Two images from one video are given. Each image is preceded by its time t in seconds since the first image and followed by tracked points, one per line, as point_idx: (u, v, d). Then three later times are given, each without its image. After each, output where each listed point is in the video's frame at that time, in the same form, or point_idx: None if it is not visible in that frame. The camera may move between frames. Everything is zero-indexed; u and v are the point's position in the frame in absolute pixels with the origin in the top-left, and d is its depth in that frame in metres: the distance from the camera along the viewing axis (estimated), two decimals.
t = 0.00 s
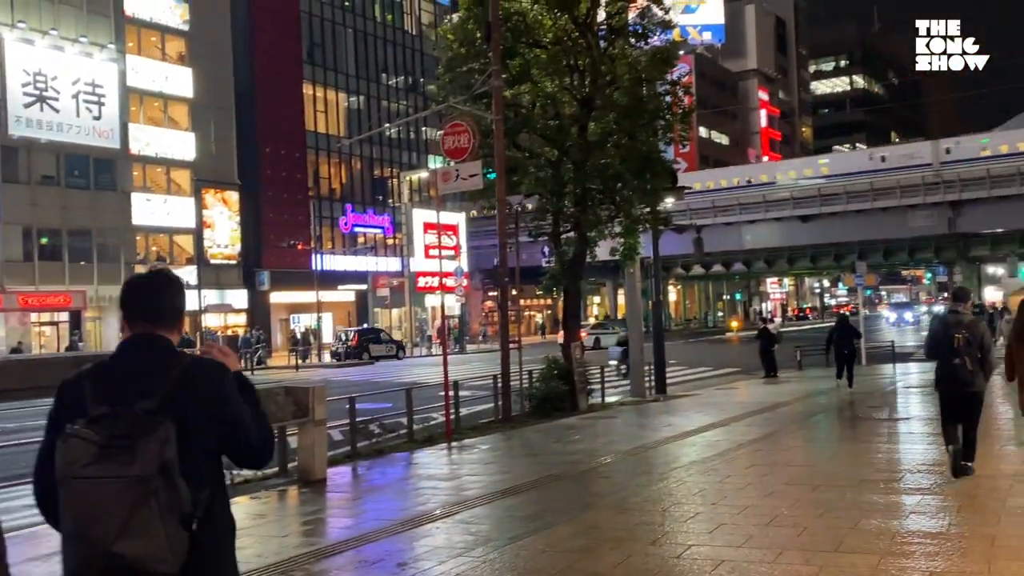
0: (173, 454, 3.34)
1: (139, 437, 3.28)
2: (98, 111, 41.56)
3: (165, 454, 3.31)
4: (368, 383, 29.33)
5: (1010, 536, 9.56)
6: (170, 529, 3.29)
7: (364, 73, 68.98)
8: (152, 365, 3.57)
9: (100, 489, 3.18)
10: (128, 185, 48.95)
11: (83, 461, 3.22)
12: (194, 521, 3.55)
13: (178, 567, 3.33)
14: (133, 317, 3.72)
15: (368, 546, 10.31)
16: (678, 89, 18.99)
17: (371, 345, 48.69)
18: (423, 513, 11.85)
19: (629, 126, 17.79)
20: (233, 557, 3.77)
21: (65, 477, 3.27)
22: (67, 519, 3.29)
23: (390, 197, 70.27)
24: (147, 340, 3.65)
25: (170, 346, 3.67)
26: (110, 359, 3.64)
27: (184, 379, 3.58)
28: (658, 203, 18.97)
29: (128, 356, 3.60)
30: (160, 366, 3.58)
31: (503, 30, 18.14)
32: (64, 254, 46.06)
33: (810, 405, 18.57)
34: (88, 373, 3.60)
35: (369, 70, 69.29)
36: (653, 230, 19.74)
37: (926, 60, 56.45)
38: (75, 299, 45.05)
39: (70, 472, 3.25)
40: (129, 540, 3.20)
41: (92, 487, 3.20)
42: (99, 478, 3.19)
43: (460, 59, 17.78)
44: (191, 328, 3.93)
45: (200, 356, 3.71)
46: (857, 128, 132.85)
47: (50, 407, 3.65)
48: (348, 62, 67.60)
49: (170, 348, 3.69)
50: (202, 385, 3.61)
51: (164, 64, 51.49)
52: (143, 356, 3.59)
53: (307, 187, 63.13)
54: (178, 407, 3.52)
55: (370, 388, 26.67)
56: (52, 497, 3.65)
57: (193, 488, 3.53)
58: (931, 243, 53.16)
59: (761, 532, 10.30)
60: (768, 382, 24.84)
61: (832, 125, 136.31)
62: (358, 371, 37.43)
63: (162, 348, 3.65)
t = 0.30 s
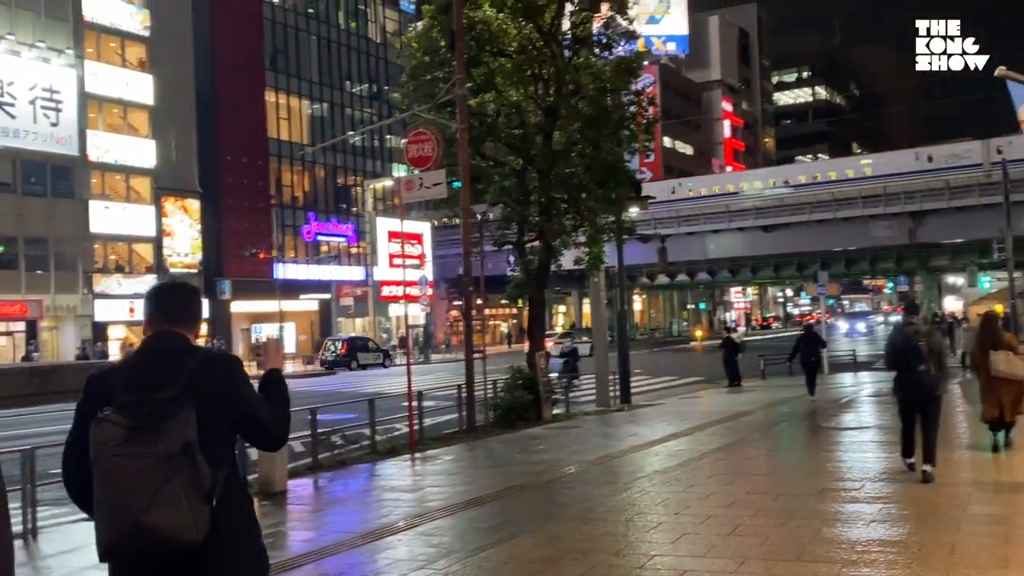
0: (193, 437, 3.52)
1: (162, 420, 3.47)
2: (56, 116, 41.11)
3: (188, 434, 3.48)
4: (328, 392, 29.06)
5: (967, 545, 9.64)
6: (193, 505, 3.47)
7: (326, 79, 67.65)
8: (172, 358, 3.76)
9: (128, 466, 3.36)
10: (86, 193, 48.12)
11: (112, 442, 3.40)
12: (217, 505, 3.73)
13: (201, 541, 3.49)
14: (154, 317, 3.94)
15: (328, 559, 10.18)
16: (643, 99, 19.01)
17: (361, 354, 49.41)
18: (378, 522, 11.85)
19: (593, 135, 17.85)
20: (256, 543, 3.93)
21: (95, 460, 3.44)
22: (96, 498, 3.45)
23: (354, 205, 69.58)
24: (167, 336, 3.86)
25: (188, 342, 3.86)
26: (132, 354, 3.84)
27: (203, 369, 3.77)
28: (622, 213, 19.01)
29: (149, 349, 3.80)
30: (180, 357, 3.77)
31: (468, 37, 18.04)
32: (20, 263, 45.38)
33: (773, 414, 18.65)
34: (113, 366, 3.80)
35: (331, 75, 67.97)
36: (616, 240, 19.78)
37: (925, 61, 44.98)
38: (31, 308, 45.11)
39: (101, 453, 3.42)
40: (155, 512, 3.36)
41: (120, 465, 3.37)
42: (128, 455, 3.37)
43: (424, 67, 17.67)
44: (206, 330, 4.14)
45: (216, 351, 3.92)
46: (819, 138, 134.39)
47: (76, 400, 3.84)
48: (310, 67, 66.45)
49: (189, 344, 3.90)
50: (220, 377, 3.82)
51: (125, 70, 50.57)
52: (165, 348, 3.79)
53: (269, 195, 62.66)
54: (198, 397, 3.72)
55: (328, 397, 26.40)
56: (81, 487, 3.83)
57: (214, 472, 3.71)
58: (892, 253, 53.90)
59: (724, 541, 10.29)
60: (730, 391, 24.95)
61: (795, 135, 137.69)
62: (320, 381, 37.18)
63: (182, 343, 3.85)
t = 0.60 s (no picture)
0: (213, 447, 3.95)
1: (187, 433, 3.90)
2: (12, 121, 41.47)
3: (210, 445, 3.91)
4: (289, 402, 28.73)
5: (928, 551, 9.69)
6: (214, 511, 3.91)
7: (291, 83, 67.41)
8: (194, 375, 4.20)
9: (159, 474, 3.79)
10: (43, 198, 47.49)
11: (141, 452, 3.83)
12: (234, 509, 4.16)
13: (220, 540, 3.92)
14: (175, 336, 4.36)
15: (290, 570, 10.02)
16: (608, 108, 19.06)
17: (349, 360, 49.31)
18: (341, 533, 11.73)
19: (558, 143, 17.80)
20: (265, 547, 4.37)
21: (126, 467, 3.87)
22: (127, 502, 3.88)
23: (317, 212, 69.11)
24: (188, 354, 4.31)
25: (203, 360, 4.30)
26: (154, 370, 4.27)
27: (221, 385, 4.22)
28: (588, 220, 19.00)
29: (173, 364, 4.23)
30: (198, 375, 4.21)
31: (432, 45, 18.05)
32: None
33: (737, 421, 18.68)
34: (138, 380, 4.22)
35: (296, 80, 67.66)
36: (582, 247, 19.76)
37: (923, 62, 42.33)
38: None
39: (132, 460, 3.85)
40: (182, 515, 3.80)
41: (148, 475, 3.80)
42: (157, 464, 3.80)
43: (388, 73, 17.61)
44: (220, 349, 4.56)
45: (232, 369, 4.36)
46: (783, 146, 135.66)
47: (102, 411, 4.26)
48: (273, 71, 65.98)
49: (207, 361, 4.34)
50: (238, 392, 4.28)
51: (84, 74, 49.91)
52: (188, 365, 4.24)
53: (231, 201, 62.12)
54: (218, 411, 4.16)
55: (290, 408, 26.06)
56: (107, 491, 4.25)
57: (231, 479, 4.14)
58: (856, 261, 54.52)
59: (688, 549, 10.26)
60: (695, 398, 24.98)
61: (760, 144, 138.93)
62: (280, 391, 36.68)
63: (200, 361, 4.29)
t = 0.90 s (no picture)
0: (220, 438, 4.49)
1: (195, 425, 4.41)
2: None
3: (215, 435, 4.45)
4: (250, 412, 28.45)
5: (891, 556, 9.70)
6: (220, 494, 4.44)
7: (257, 88, 66.94)
8: (195, 371, 4.60)
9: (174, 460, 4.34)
10: (4, 203, 46.81)
11: (154, 440, 4.38)
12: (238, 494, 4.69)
13: (228, 521, 4.45)
14: (172, 335, 4.71)
15: None
16: (577, 113, 19.00)
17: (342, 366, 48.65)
18: (303, 543, 11.55)
19: (525, 148, 17.71)
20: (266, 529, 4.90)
21: (142, 455, 4.39)
22: (144, 487, 4.41)
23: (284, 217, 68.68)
24: (187, 350, 4.70)
25: (203, 357, 4.70)
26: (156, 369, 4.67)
27: (221, 381, 4.61)
28: (557, 226, 18.96)
29: (173, 360, 4.65)
30: (200, 370, 4.62)
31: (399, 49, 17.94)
32: None
33: (705, 427, 18.69)
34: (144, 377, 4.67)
35: (262, 85, 67.25)
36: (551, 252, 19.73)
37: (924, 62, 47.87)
38: None
39: (146, 450, 4.38)
40: (192, 498, 4.34)
41: (160, 462, 4.36)
42: (172, 452, 4.35)
43: (354, 77, 17.46)
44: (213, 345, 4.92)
45: (230, 365, 4.71)
46: (751, 152, 136.68)
47: (110, 407, 4.70)
48: (240, 75, 65.49)
49: (205, 356, 4.74)
50: (237, 384, 4.64)
51: (46, 77, 49.24)
52: (189, 362, 4.64)
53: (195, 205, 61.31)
54: (220, 402, 4.57)
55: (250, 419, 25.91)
56: (118, 481, 4.69)
57: (236, 464, 4.63)
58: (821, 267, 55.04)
59: (653, 556, 10.21)
60: (662, 404, 24.97)
61: (728, 150, 140.05)
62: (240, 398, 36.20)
63: (200, 356, 4.68)
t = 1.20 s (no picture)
0: (205, 443, 4.90)
1: (182, 433, 4.82)
2: None
3: (201, 440, 4.86)
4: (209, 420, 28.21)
5: (855, 559, 9.73)
6: (206, 495, 4.83)
7: (225, 90, 66.38)
8: (181, 382, 5.00)
9: (165, 466, 4.75)
10: None
11: (147, 450, 4.78)
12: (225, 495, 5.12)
13: (216, 519, 4.87)
14: (156, 349, 5.11)
15: None
16: (547, 117, 19.03)
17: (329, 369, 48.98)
18: (270, 551, 11.46)
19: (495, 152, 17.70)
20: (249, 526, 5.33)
21: (136, 462, 4.79)
22: (138, 491, 4.81)
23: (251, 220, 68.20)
24: (172, 363, 5.09)
25: (184, 368, 5.09)
26: (144, 380, 5.06)
27: (204, 390, 5.00)
28: (527, 230, 18.96)
29: (159, 373, 5.03)
30: (184, 379, 5.01)
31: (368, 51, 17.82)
32: None
33: (674, 431, 18.70)
34: (134, 389, 5.02)
35: (230, 87, 66.73)
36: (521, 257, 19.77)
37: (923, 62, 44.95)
38: None
39: (139, 456, 4.78)
40: (184, 500, 4.75)
41: (156, 469, 4.75)
42: (161, 459, 4.75)
43: (323, 79, 17.38)
44: (192, 353, 5.30)
45: (209, 372, 5.11)
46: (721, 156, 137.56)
47: (103, 418, 5.02)
48: (207, 78, 64.88)
49: (187, 367, 5.12)
50: (219, 393, 5.05)
51: (9, 78, 48.47)
52: (173, 374, 5.02)
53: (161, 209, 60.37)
54: (204, 410, 4.97)
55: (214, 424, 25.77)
56: (116, 489, 4.96)
57: (221, 465, 5.03)
58: (790, 271, 55.46)
59: (619, 560, 10.21)
60: (632, 408, 24.99)
61: (698, 154, 140.82)
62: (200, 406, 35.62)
63: (183, 366, 5.08)
